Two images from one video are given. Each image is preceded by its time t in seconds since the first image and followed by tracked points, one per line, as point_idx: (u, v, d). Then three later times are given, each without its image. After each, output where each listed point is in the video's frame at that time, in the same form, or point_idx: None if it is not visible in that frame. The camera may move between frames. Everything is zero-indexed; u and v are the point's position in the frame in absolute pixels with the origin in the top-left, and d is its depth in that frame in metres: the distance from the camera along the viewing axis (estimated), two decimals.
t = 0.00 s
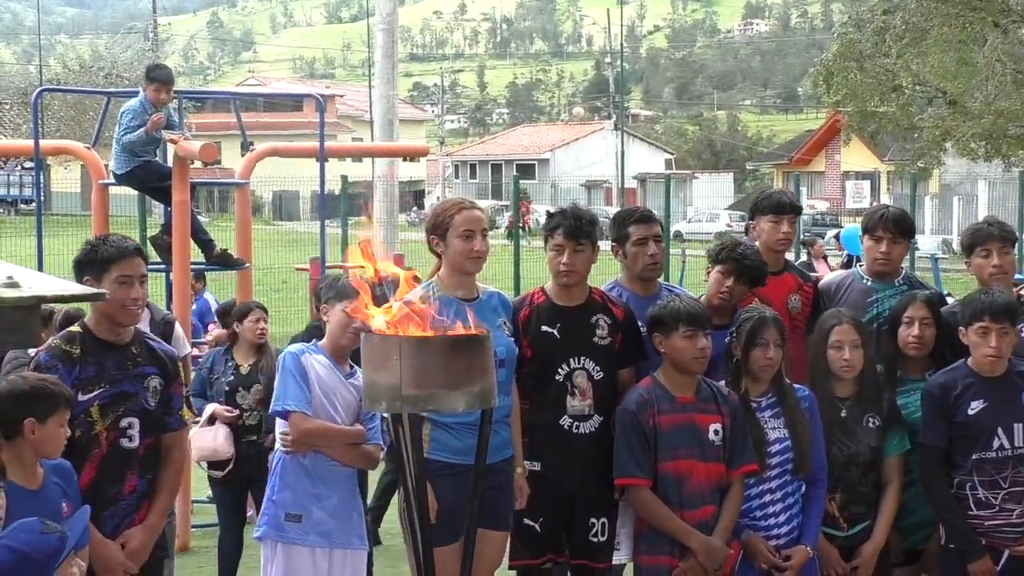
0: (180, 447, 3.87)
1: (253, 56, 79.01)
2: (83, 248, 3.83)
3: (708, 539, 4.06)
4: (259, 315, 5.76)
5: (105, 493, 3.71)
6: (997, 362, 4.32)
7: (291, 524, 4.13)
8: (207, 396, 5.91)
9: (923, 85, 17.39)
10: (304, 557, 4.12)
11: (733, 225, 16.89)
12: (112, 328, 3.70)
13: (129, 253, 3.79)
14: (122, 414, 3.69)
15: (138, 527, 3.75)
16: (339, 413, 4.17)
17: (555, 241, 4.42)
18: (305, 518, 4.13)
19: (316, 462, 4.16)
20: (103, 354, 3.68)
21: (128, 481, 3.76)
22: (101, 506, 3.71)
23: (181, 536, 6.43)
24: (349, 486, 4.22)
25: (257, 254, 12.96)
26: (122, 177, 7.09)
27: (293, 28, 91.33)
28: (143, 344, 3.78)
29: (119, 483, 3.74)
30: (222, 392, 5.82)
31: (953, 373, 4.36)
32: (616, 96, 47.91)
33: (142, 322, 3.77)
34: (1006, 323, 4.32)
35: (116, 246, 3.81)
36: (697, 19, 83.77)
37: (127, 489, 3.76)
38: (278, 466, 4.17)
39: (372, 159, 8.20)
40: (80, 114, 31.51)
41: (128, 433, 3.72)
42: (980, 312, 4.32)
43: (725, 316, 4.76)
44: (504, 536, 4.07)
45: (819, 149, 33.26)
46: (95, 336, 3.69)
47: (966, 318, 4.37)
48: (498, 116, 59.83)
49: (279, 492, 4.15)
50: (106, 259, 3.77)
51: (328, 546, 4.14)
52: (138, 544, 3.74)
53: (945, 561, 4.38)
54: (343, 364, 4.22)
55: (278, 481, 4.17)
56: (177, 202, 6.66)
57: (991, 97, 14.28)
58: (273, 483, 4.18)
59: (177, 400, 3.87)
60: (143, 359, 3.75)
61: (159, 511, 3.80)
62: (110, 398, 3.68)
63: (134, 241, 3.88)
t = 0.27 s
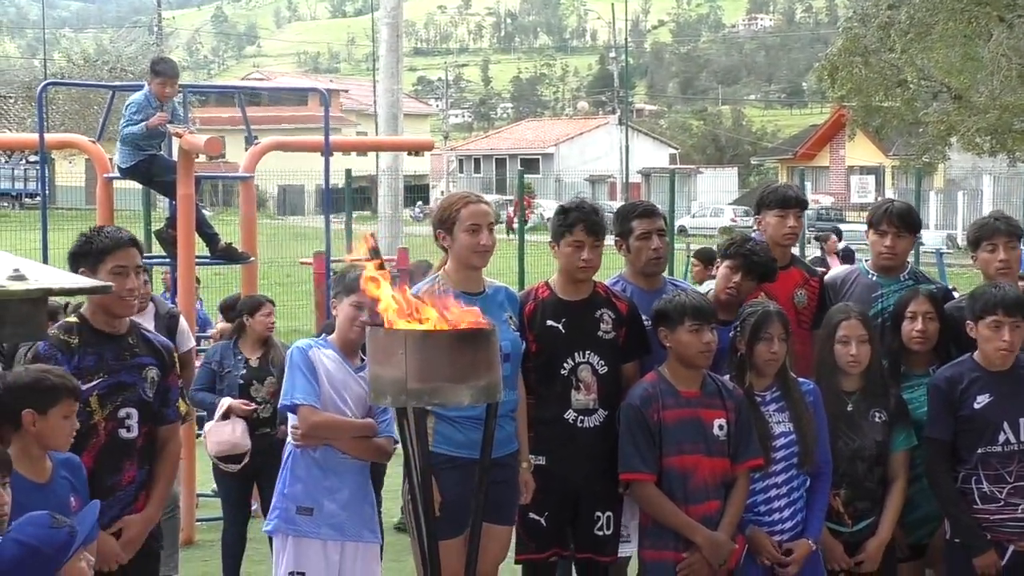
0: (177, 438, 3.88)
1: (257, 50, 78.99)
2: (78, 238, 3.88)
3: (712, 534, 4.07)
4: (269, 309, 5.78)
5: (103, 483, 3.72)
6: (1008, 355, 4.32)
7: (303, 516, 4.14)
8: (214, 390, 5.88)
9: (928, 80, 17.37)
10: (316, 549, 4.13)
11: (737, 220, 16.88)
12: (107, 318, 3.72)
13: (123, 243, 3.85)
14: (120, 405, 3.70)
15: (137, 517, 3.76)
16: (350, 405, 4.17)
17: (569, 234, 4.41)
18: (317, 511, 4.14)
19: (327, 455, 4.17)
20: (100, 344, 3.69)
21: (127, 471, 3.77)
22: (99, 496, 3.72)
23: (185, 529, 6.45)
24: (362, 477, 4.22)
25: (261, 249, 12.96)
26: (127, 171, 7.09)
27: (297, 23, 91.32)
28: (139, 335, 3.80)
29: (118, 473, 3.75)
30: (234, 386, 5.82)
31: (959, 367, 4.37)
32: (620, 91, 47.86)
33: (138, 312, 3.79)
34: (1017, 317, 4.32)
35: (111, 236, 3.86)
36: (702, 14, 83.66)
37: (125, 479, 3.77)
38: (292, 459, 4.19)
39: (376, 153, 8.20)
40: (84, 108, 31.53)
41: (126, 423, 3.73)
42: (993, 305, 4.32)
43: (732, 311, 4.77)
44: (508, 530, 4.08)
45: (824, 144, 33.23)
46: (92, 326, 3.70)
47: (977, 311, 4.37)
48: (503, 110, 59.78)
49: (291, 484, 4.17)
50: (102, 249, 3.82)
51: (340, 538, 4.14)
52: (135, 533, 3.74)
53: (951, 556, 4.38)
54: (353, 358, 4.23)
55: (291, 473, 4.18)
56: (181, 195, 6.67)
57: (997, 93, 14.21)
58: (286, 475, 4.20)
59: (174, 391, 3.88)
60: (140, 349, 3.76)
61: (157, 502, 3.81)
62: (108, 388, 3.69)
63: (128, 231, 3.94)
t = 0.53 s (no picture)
0: (174, 434, 3.89)
1: (259, 47, 78.95)
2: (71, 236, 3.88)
3: (713, 531, 4.07)
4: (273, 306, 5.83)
5: (103, 481, 3.73)
6: (1008, 351, 4.32)
7: (306, 513, 4.14)
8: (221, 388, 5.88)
9: (929, 76, 17.35)
10: (319, 546, 4.13)
11: (738, 217, 16.88)
12: (102, 317, 3.72)
13: (116, 240, 3.85)
14: (118, 403, 3.71)
15: (135, 514, 3.77)
16: (353, 402, 4.18)
17: (572, 232, 4.42)
18: (320, 508, 4.14)
19: (330, 453, 4.17)
20: (96, 342, 3.70)
21: (125, 468, 3.77)
22: (97, 493, 3.73)
23: (187, 526, 6.46)
24: (365, 474, 4.23)
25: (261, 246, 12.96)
26: (128, 168, 7.08)
27: (298, 19, 91.26)
28: (134, 332, 3.80)
29: (116, 470, 3.75)
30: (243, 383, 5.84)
31: (961, 363, 4.37)
32: (621, 88, 47.83)
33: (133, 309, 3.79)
34: (1019, 313, 4.33)
35: (103, 234, 3.87)
36: (703, 10, 83.59)
37: (123, 476, 3.77)
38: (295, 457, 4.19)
39: (376, 151, 8.21)
40: (85, 105, 31.52)
41: (124, 421, 3.73)
42: (995, 301, 4.32)
43: (734, 309, 4.76)
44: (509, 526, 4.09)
45: (825, 140, 33.22)
46: (87, 324, 3.71)
47: (978, 308, 4.37)
48: (503, 107, 59.76)
49: (294, 482, 4.17)
50: (95, 247, 3.82)
51: (344, 535, 4.15)
52: (134, 529, 3.74)
53: (953, 552, 4.38)
54: (353, 357, 4.24)
55: (294, 471, 4.18)
56: (182, 192, 6.66)
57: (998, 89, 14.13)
58: (289, 473, 4.20)
59: (169, 387, 3.89)
60: (135, 346, 3.77)
61: (156, 498, 3.82)
62: (105, 386, 3.69)
63: (120, 228, 3.95)
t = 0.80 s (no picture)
0: (173, 433, 3.88)
1: (256, 46, 78.90)
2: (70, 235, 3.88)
3: (710, 530, 4.07)
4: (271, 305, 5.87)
5: (101, 481, 3.73)
6: (1006, 348, 4.33)
7: (303, 513, 4.13)
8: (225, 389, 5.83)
9: (927, 75, 17.35)
10: (317, 546, 4.12)
11: (735, 217, 16.88)
12: (100, 316, 3.72)
13: (114, 239, 3.85)
14: (116, 402, 3.71)
15: (135, 515, 3.77)
16: (346, 402, 4.18)
17: (569, 231, 4.41)
18: (318, 508, 4.14)
19: (327, 453, 4.17)
20: (94, 342, 3.70)
21: (124, 468, 3.77)
22: (96, 493, 3.73)
23: (185, 526, 6.46)
24: (362, 474, 4.23)
25: (259, 245, 12.94)
26: (126, 167, 7.07)
27: (296, 19, 91.20)
28: (132, 331, 3.80)
29: (114, 470, 3.75)
30: (249, 382, 5.85)
31: (959, 361, 4.38)
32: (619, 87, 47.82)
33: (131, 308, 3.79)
34: (1018, 310, 4.33)
35: (102, 233, 3.87)
36: (701, 10, 83.58)
37: (122, 476, 3.77)
38: (292, 458, 4.18)
39: (374, 150, 8.20)
40: (83, 105, 31.48)
41: (123, 420, 3.73)
42: (994, 298, 4.32)
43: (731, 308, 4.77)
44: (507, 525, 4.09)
45: (823, 140, 33.22)
46: (85, 324, 3.71)
47: (977, 306, 4.38)
48: (501, 106, 59.75)
49: (292, 482, 4.16)
50: (94, 246, 3.82)
51: (342, 534, 4.15)
52: (137, 530, 3.74)
53: (953, 550, 4.39)
54: (346, 357, 4.24)
55: (291, 472, 4.18)
56: (180, 191, 6.67)
57: (996, 88, 14.01)
58: (286, 474, 4.19)
59: (168, 387, 3.88)
60: (133, 346, 3.76)
61: (155, 498, 3.82)
62: (103, 386, 3.69)
63: (118, 227, 3.95)
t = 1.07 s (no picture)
0: (177, 428, 3.88)
1: (259, 40, 78.88)
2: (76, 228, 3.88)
3: (711, 525, 4.07)
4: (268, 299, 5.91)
5: (104, 474, 3.73)
6: (1008, 342, 4.33)
7: (306, 507, 4.13)
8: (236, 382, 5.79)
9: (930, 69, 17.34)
10: (320, 540, 4.13)
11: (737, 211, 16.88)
12: (105, 308, 3.72)
13: (119, 233, 3.85)
14: (119, 396, 3.71)
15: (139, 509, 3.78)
16: (347, 393, 4.20)
17: (569, 225, 4.41)
18: (321, 502, 4.14)
19: (329, 447, 4.18)
20: (98, 334, 3.70)
21: (127, 462, 3.77)
22: (99, 486, 3.73)
23: (187, 520, 6.47)
24: (364, 468, 4.23)
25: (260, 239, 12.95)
26: (127, 161, 7.07)
27: (298, 13, 91.15)
28: (137, 324, 3.80)
29: (118, 463, 3.75)
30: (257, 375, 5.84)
31: (961, 355, 4.38)
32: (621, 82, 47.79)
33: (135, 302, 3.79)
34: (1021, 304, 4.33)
35: (107, 226, 3.87)
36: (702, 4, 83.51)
37: (126, 470, 3.77)
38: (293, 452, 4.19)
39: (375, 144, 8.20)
40: (85, 99, 31.48)
41: (126, 414, 3.74)
42: (997, 292, 4.32)
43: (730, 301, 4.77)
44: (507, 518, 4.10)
45: (825, 134, 33.19)
46: (89, 317, 3.71)
47: (979, 300, 4.37)
48: (503, 100, 59.73)
49: (294, 476, 4.16)
50: (99, 239, 3.82)
51: (345, 527, 4.15)
52: (141, 526, 3.77)
53: (956, 543, 4.39)
54: (344, 348, 4.25)
55: (293, 466, 4.18)
56: (181, 185, 6.68)
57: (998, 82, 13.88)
58: (288, 468, 4.19)
59: (173, 380, 3.88)
60: (138, 340, 3.76)
61: (159, 493, 3.82)
62: (107, 379, 3.69)
63: (123, 220, 3.95)
